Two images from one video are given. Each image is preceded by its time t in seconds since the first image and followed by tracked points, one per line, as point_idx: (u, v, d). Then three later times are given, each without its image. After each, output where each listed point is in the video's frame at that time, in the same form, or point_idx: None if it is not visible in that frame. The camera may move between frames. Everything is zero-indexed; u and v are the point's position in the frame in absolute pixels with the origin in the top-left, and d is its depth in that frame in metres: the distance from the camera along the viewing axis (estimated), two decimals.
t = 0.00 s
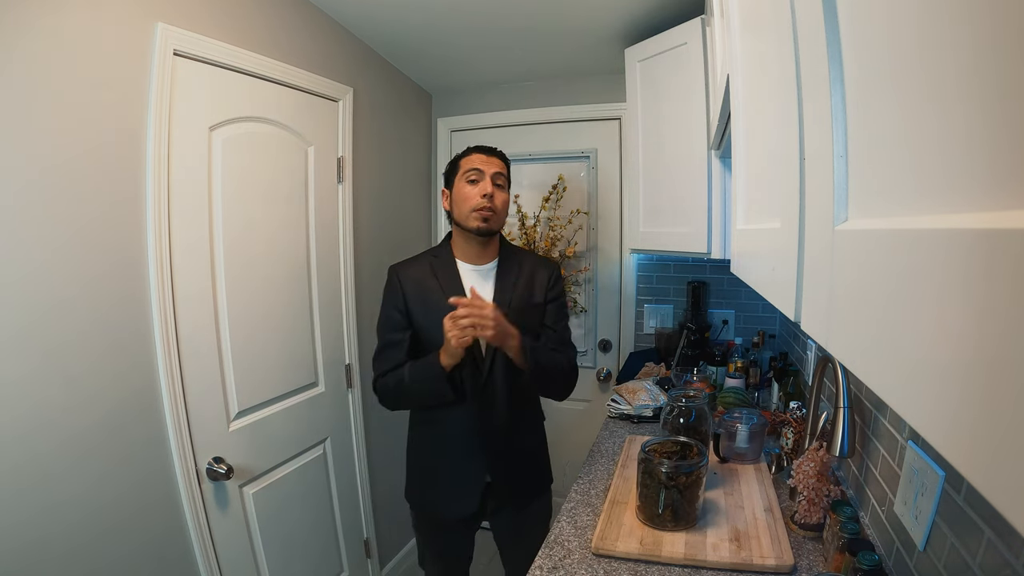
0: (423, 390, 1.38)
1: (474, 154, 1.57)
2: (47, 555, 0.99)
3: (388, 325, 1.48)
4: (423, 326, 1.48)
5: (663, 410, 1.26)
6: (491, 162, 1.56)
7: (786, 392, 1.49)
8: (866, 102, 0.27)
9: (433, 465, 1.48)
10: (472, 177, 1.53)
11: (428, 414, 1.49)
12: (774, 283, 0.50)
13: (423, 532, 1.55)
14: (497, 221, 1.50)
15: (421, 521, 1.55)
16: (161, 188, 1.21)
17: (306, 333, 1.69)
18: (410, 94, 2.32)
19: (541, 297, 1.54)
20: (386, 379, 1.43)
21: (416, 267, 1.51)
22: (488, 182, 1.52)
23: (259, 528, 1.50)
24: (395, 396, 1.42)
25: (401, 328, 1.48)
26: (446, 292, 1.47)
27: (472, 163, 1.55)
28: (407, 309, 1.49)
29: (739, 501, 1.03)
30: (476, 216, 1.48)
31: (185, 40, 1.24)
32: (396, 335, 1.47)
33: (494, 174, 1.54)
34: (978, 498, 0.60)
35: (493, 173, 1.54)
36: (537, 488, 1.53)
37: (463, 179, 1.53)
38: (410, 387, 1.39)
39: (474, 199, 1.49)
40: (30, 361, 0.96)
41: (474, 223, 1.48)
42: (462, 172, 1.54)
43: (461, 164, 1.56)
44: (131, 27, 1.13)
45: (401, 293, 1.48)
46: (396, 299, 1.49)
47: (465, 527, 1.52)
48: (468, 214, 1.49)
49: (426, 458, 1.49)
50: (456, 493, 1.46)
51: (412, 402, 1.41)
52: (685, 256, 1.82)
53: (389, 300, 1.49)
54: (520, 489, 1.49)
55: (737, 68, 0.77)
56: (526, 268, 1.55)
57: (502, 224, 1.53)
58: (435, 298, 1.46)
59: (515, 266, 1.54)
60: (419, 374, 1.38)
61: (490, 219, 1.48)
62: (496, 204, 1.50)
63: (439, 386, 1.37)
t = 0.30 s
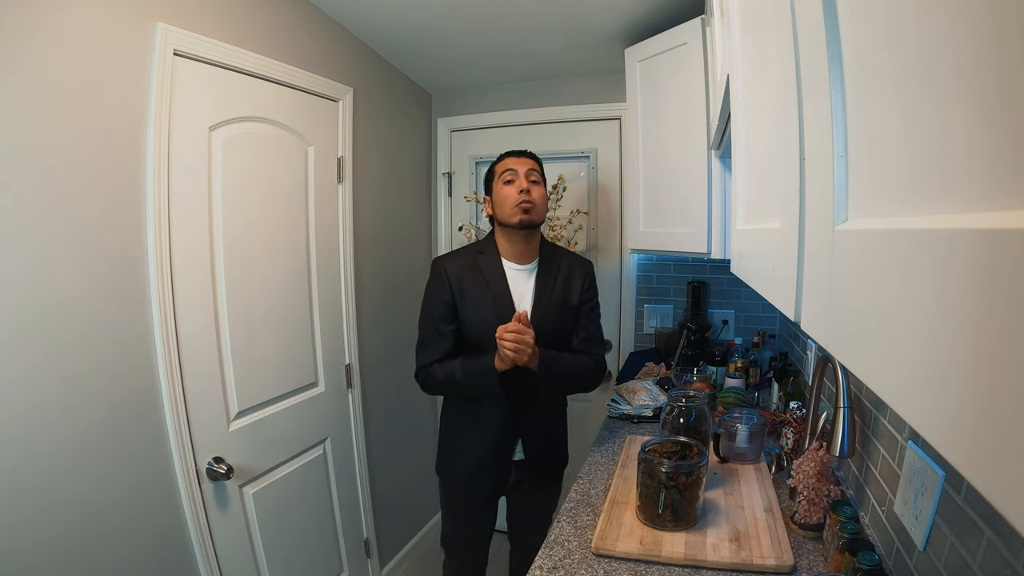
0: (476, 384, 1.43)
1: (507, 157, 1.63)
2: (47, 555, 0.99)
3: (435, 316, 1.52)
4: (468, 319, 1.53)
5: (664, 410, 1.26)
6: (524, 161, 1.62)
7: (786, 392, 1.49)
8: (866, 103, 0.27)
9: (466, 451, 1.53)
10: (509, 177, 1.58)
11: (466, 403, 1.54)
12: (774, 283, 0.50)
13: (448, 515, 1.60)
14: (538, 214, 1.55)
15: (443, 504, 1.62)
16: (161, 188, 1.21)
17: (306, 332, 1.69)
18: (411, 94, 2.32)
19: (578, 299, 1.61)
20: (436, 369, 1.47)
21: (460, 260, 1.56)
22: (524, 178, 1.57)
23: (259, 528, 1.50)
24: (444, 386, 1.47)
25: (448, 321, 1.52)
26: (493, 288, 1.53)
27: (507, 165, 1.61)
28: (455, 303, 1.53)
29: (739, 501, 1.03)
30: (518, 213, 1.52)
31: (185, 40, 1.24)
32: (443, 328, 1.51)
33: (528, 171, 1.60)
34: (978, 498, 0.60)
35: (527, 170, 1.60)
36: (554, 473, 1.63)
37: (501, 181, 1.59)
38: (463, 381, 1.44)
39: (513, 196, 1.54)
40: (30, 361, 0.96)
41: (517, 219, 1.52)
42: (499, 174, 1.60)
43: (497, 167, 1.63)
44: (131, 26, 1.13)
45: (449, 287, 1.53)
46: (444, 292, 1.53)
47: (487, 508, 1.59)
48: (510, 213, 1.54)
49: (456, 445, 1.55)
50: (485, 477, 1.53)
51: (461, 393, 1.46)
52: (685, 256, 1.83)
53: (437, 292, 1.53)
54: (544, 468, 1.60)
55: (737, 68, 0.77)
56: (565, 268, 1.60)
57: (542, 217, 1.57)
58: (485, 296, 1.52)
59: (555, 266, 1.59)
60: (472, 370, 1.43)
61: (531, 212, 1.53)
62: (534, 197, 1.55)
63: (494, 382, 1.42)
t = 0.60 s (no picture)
0: (481, 374, 1.44)
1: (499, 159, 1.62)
2: (47, 555, 0.99)
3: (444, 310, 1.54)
4: (475, 312, 1.55)
5: (664, 410, 1.26)
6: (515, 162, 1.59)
7: (786, 392, 1.48)
8: (866, 103, 0.27)
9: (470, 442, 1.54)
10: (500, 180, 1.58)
11: (471, 395, 1.55)
12: (774, 283, 0.50)
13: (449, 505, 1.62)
14: (529, 215, 1.53)
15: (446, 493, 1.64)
16: (161, 188, 1.21)
17: (306, 332, 1.69)
18: (411, 94, 2.32)
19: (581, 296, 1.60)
20: (445, 360, 1.48)
21: (468, 258, 1.57)
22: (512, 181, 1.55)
23: (258, 529, 1.50)
24: (452, 377, 1.48)
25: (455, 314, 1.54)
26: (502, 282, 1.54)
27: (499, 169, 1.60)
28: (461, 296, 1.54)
29: (739, 501, 1.03)
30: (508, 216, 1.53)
31: (185, 40, 1.24)
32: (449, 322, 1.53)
33: (518, 172, 1.57)
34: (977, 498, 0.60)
35: (516, 171, 1.57)
36: (557, 469, 1.62)
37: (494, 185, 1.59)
38: (469, 371, 1.44)
39: (502, 202, 1.55)
40: (30, 361, 0.96)
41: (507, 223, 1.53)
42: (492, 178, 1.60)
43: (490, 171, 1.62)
44: (131, 26, 1.13)
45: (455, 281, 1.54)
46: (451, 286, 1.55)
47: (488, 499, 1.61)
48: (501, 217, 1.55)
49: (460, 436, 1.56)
50: (486, 468, 1.54)
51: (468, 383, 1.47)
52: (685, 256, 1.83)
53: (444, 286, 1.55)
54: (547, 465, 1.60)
55: (737, 68, 0.77)
56: (569, 264, 1.59)
57: (535, 216, 1.55)
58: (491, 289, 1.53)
59: (559, 260, 1.58)
60: (476, 361, 1.44)
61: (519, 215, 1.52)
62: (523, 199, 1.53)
63: (497, 371, 1.44)
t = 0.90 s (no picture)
0: (455, 375, 1.47)
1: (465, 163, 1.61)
2: (46, 555, 0.99)
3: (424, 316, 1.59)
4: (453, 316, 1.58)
5: (664, 410, 1.26)
6: (479, 166, 1.58)
7: (786, 392, 1.48)
8: (866, 104, 0.27)
9: (455, 443, 1.57)
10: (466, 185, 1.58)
11: (455, 399, 1.58)
12: (774, 283, 0.50)
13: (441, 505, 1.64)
14: (496, 217, 1.54)
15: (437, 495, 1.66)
16: (161, 188, 1.21)
17: (306, 332, 1.69)
18: (411, 94, 2.32)
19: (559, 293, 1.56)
20: (424, 364, 1.52)
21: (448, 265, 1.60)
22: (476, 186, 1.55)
23: (258, 529, 1.50)
24: (431, 381, 1.51)
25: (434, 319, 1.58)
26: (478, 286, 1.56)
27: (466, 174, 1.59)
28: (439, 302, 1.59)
29: (739, 501, 1.03)
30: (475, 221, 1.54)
31: (184, 40, 1.24)
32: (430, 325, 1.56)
33: (483, 175, 1.56)
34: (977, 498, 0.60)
35: (480, 176, 1.56)
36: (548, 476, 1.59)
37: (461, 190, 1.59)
38: (444, 372, 1.48)
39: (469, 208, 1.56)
40: (29, 361, 0.96)
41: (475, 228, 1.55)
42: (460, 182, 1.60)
43: (457, 176, 1.61)
44: (131, 27, 1.13)
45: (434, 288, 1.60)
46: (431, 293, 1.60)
47: (478, 501, 1.61)
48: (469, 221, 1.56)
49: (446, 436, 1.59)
50: (470, 470, 1.56)
51: (445, 385, 1.50)
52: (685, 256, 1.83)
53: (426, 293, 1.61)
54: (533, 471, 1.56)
55: (737, 68, 0.77)
56: (543, 260, 1.57)
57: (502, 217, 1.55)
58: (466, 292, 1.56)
59: (534, 257, 1.57)
60: (451, 362, 1.47)
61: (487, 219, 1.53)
62: (487, 203, 1.53)
63: (469, 373, 1.46)
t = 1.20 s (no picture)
0: (414, 380, 1.46)
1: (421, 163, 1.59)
2: (45, 555, 0.99)
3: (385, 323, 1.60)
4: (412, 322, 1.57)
5: (664, 410, 1.27)
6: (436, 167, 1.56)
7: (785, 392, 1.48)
8: (865, 104, 0.27)
9: (423, 449, 1.57)
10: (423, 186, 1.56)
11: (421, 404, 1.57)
12: (774, 283, 0.50)
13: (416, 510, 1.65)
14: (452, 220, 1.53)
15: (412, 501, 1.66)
16: (162, 188, 1.21)
17: (306, 333, 1.69)
18: (411, 94, 2.32)
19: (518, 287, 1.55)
20: (384, 370, 1.52)
21: (407, 272, 1.62)
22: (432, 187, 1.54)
23: (258, 529, 1.50)
24: (392, 387, 1.51)
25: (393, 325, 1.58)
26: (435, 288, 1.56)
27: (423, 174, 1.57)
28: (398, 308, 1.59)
29: (739, 501, 1.03)
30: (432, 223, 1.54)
31: (184, 40, 1.24)
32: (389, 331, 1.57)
33: (439, 177, 1.54)
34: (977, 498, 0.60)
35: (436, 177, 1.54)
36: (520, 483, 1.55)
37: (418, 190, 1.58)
38: (404, 377, 1.47)
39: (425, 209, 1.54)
40: (30, 361, 0.96)
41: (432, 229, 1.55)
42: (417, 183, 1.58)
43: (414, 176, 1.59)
44: (132, 27, 1.13)
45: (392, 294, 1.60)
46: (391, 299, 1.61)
47: (451, 507, 1.61)
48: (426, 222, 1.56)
49: (414, 443, 1.58)
50: (438, 476, 1.55)
51: (406, 392, 1.50)
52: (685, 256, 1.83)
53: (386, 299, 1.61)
54: (498, 479, 1.52)
55: (737, 67, 0.77)
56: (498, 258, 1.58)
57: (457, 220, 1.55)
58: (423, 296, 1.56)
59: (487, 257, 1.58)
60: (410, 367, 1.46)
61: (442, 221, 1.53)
62: (444, 206, 1.52)
63: (428, 378, 1.44)
